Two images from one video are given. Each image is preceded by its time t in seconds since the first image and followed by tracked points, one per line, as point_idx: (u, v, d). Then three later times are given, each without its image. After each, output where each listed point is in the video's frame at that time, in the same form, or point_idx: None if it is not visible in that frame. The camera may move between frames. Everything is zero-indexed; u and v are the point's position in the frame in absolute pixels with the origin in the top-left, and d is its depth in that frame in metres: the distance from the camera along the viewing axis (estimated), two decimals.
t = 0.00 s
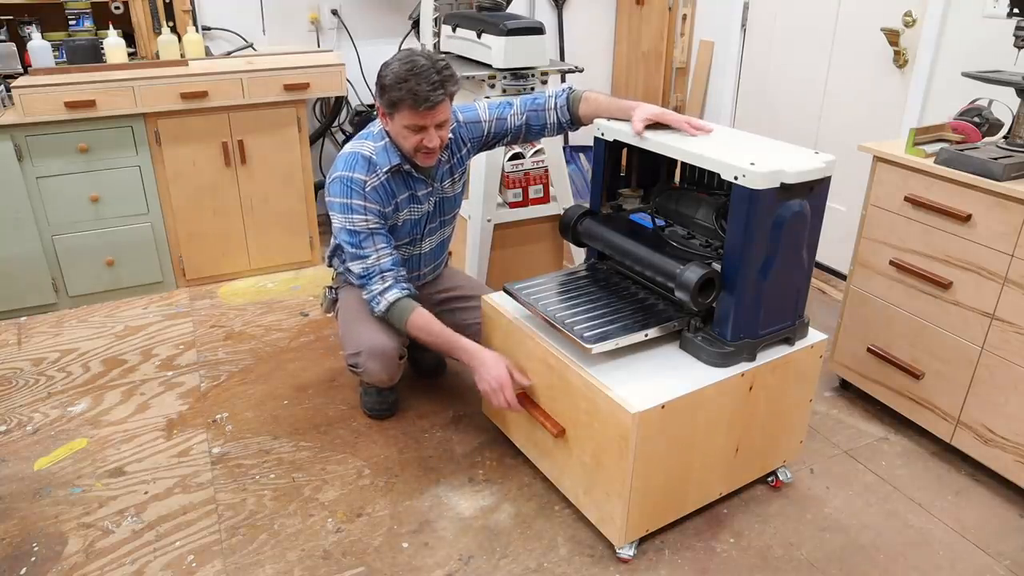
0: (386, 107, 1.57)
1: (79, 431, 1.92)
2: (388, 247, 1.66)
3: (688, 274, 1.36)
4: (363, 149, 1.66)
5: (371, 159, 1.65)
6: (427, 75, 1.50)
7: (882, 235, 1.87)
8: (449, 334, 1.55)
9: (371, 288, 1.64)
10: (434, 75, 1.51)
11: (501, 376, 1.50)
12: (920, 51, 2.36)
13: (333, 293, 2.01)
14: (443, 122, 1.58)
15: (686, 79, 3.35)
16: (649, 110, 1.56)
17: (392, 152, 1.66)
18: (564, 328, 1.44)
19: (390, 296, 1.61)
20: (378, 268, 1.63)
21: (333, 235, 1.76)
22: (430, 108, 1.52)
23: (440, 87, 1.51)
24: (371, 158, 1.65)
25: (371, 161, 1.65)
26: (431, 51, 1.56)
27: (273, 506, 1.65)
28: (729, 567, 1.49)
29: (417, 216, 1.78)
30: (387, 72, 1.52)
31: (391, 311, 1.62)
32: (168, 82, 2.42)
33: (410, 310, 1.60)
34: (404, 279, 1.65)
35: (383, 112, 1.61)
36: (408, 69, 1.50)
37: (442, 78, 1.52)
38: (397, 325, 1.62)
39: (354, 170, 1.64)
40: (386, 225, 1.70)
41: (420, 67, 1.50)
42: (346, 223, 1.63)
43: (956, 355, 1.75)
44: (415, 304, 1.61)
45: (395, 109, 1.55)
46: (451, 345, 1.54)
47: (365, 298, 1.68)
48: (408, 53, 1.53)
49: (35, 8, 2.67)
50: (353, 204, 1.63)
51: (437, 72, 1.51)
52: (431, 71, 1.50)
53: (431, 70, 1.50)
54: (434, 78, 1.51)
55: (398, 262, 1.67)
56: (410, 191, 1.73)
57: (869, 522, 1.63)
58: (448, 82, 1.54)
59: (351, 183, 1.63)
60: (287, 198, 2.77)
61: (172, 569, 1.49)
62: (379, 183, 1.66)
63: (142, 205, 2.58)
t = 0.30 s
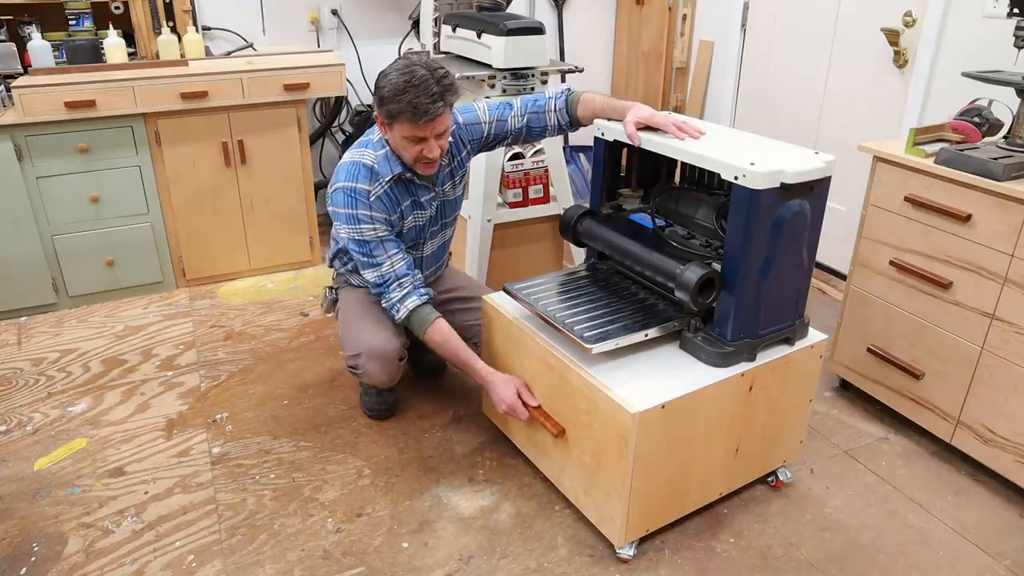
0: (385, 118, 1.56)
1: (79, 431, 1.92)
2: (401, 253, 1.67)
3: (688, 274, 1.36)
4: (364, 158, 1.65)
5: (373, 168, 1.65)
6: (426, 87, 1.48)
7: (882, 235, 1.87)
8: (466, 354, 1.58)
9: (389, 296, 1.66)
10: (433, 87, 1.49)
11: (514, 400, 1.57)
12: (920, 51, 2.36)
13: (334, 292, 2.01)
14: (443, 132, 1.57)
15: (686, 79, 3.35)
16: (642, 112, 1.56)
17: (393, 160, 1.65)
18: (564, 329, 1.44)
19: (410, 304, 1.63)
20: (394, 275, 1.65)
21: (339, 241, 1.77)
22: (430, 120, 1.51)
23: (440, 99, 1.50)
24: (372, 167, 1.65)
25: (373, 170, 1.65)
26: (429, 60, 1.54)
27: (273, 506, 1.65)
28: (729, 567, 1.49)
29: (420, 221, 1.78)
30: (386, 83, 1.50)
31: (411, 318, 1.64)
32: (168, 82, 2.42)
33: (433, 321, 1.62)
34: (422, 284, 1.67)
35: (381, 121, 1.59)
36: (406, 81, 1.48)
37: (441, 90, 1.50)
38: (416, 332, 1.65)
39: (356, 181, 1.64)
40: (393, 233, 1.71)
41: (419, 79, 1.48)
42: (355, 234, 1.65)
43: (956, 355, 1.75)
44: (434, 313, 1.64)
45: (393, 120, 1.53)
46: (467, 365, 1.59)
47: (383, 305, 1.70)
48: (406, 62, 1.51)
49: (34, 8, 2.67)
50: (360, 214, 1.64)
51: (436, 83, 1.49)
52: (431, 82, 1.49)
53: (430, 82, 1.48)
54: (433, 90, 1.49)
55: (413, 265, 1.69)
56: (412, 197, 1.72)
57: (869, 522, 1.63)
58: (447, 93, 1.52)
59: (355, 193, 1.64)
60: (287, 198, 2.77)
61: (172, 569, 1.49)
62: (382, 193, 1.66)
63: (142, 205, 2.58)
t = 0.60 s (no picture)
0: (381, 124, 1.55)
1: (79, 431, 1.92)
2: (403, 262, 1.68)
3: (688, 274, 1.36)
4: (362, 166, 1.64)
5: (373, 176, 1.64)
6: (422, 94, 1.47)
7: (882, 235, 1.87)
8: (463, 359, 1.59)
9: (390, 306, 1.67)
10: (429, 94, 1.48)
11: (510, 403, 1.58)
12: (920, 51, 2.36)
13: (333, 290, 2.01)
14: (440, 138, 1.57)
15: (686, 79, 3.35)
16: (643, 112, 1.55)
17: (392, 167, 1.64)
18: (564, 329, 1.44)
19: (410, 315, 1.65)
20: (395, 286, 1.66)
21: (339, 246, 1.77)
22: (426, 126, 1.50)
23: (436, 105, 1.49)
24: (372, 174, 1.64)
25: (372, 177, 1.64)
26: (426, 65, 1.54)
27: (273, 506, 1.65)
28: (729, 567, 1.49)
29: (420, 223, 1.79)
30: (382, 89, 1.50)
31: (410, 329, 1.65)
32: (168, 82, 2.42)
33: (432, 331, 1.63)
34: (422, 294, 1.68)
35: (377, 126, 1.59)
36: (402, 87, 1.47)
37: (437, 96, 1.50)
38: (415, 341, 1.66)
39: (357, 189, 1.63)
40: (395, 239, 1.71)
41: (415, 86, 1.47)
42: (359, 243, 1.65)
43: (956, 355, 1.75)
44: (434, 323, 1.65)
45: (389, 126, 1.53)
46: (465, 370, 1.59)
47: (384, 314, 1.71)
48: (402, 69, 1.50)
49: (34, 8, 2.67)
50: (363, 223, 1.63)
51: (432, 89, 1.49)
52: (427, 88, 1.48)
53: (426, 89, 1.48)
54: (429, 97, 1.48)
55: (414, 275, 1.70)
56: (411, 201, 1.72)
57: (869, 522, 1.63)
58: (443, 98, 1.52)
59: (357, 203, 1.63)
60: (287, 198, 2.77)
61: (172, 569, 1.49)
62: (384, 200, 1.66)
63: (142, 205, 2.58)
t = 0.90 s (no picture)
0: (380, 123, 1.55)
1: (79, 431, 1.92)
2: (399, 263, 1.68)
3: (688, 274, 1.36)
4: (361, 165, 1.64)
5: (371, 175, 1.64)
6: (421, 93, 1.47)
7: (882, 235, 1.87)
8: (454, 363, 1.58)
9: (384, 306, 1.67)
10: (428, 93, 1.48)
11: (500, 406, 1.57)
12: (920, 51, 2.36)
13: (333, 289, 2.01)
14: (439, 137, 1.56)
15: (686, 79, 3.35)
16: (643, 112, 1.55)
17: (390, 166, 1.64)
18: (564, 329, 1.44)
19: (403, 317, 1.64)
20: (390, 287, 1.66)
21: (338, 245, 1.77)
22: (425, 125, 1.50)
23: (435, 104, 1.49)
24: (371, 174, 1.64)
25: (371, 177, 1.64)
26: (425, 64, 1.53)
27: (273, 506, 1.65)
28: (729, 567, 1.49)
29: (420, 223, 1.78)
30: (381, 88, 1.50)
31: (404, 330, 1.65)
32: (168, 82, 2.42)
33: (424, 334, 1.63)
34: (417, 296, 1.68)
35: (376, 125, 1.59)
36: (401, 86, 1.47)
37: (436, 95, 1.49)
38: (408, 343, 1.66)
39: (356, 189, 1.63)
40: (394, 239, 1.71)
41: (414, 85, 1.47)
42: (356, 243, 1.65)
43: (956, 355, 1.75)
44: (427, 326, 1.64)
45: (388, 126, 1.53)
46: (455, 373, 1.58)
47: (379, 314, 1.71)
48: (401, 68, 1.50)
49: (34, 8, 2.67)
50: (361, 223, 1.63)
51: (431, 88, 1.49)
52: (425, 87, 1.48)
53: (425, 88, 1.48)
54: (428, 96, 1.48)
55: (410, 276, 1.69)
56: (411, 201, 1.72)
57: (869, 522, 1.63)
58: (442, 97, 1.51)
59: (355, 202, 1.63)
60: (287, 198, 2.77)
61: (172, 569, 1.49)
62: (382, 199, 1.66)
63: (142, 205, 2.58)
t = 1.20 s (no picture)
0: (380, 117, 1.55)
1: (79, 431, 1.92)
2: (391, 259, 1.67)
3: (688, 274, 1.36)
4: (360, 159, 1.64)
5: (369, 169, 1.64)
6: (421, 87, 1.47)
7: (882, 235, 1.87)
8: (432, 364, 1.56)
9: (372, 301, 1.66)
10: (428, 88, 1.48)
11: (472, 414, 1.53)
12: (919, 51, 2.36)
13: (333, 287, 2.01)
14: (438, 133, 1.56)
15: (686, 79, 3.35)
16: (643, 112, 1.55)
17: (389, 162, 1.64)
18: (564, 329, 1.44)
19: (388, 313, 1.63)
20: (378, 282, 1.65)
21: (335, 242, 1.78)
22: (424, 120, 1.50)
23: (435, 99, 1.49)
24: (369, 168, 1.64)
25: (369, 171, 1.64)
26: (427, 60, 1.54)
27: (273, 506, 1.65)
28: (729, 567, 1.49)
29: (417, 221, 1.78)
30: (381, 83, 1.50)
31: (388, 326, 1.64)
32: (168, 82, 2.42)
33: (406, 333, 1.61)
34: (405, 293, 1.67)
35: (377, 119, 1.59)
36: (402, 80, 1.47)
37: (436, 90, 1.49)
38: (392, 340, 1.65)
39: (353, 182, 1.63)
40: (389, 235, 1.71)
41: (414, 79, 1.47)
42: (350, 235, 1.64)
43: (955, 355, 1.75)
44: (410, 326, 1.63)
45: (388, 119, 1.53)
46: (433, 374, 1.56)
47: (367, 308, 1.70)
48: (403, 62, 1.51)
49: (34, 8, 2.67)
50: (356, 216, 1.63)
51: (432, 84, 1.49)
52: (425, 82, 1.48)
53: (426, 82, 1.48)
54: (428, 91, 1.48)
55: (400, 274, 1.68)
56: (408, 198, 1.72)
57: (869, 522, 1.63)
58: (443, 93, 1.51)
59: (352, 195, 1.63)
60: (287, 198, 2.77)
61: (172, 569, 1.49)
62: (379, 194, 1.66)
63: (142, 205, 2.58)
